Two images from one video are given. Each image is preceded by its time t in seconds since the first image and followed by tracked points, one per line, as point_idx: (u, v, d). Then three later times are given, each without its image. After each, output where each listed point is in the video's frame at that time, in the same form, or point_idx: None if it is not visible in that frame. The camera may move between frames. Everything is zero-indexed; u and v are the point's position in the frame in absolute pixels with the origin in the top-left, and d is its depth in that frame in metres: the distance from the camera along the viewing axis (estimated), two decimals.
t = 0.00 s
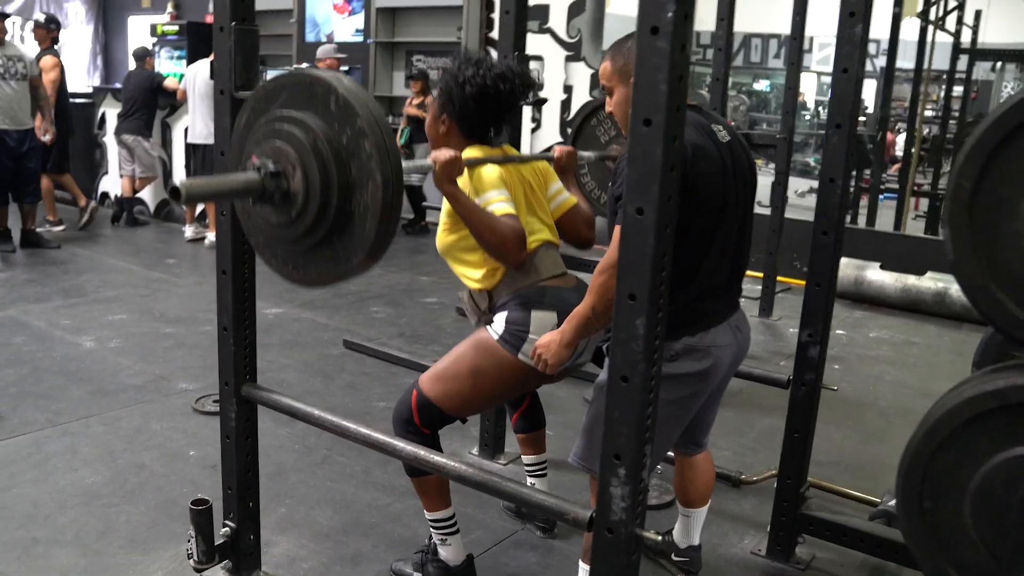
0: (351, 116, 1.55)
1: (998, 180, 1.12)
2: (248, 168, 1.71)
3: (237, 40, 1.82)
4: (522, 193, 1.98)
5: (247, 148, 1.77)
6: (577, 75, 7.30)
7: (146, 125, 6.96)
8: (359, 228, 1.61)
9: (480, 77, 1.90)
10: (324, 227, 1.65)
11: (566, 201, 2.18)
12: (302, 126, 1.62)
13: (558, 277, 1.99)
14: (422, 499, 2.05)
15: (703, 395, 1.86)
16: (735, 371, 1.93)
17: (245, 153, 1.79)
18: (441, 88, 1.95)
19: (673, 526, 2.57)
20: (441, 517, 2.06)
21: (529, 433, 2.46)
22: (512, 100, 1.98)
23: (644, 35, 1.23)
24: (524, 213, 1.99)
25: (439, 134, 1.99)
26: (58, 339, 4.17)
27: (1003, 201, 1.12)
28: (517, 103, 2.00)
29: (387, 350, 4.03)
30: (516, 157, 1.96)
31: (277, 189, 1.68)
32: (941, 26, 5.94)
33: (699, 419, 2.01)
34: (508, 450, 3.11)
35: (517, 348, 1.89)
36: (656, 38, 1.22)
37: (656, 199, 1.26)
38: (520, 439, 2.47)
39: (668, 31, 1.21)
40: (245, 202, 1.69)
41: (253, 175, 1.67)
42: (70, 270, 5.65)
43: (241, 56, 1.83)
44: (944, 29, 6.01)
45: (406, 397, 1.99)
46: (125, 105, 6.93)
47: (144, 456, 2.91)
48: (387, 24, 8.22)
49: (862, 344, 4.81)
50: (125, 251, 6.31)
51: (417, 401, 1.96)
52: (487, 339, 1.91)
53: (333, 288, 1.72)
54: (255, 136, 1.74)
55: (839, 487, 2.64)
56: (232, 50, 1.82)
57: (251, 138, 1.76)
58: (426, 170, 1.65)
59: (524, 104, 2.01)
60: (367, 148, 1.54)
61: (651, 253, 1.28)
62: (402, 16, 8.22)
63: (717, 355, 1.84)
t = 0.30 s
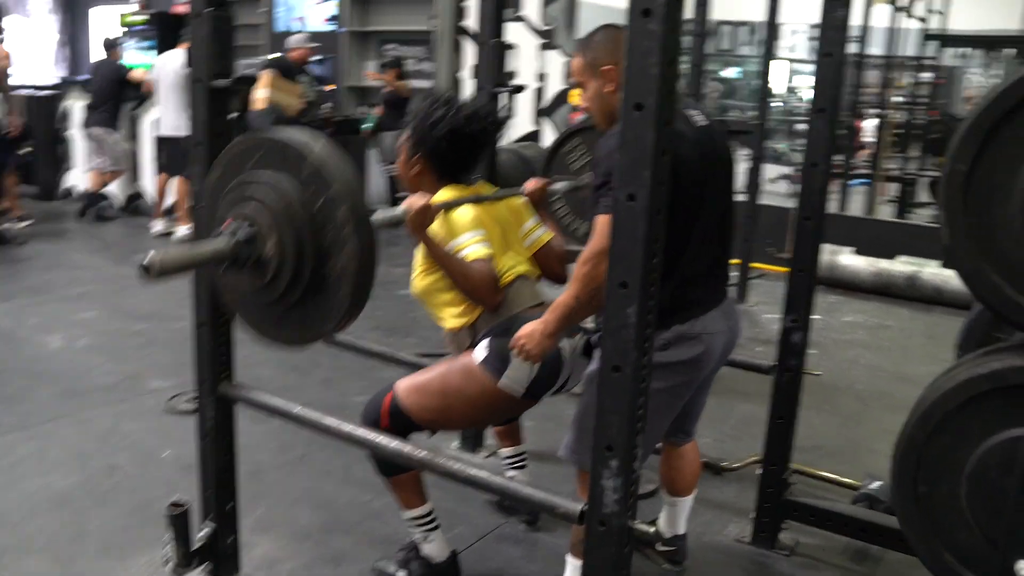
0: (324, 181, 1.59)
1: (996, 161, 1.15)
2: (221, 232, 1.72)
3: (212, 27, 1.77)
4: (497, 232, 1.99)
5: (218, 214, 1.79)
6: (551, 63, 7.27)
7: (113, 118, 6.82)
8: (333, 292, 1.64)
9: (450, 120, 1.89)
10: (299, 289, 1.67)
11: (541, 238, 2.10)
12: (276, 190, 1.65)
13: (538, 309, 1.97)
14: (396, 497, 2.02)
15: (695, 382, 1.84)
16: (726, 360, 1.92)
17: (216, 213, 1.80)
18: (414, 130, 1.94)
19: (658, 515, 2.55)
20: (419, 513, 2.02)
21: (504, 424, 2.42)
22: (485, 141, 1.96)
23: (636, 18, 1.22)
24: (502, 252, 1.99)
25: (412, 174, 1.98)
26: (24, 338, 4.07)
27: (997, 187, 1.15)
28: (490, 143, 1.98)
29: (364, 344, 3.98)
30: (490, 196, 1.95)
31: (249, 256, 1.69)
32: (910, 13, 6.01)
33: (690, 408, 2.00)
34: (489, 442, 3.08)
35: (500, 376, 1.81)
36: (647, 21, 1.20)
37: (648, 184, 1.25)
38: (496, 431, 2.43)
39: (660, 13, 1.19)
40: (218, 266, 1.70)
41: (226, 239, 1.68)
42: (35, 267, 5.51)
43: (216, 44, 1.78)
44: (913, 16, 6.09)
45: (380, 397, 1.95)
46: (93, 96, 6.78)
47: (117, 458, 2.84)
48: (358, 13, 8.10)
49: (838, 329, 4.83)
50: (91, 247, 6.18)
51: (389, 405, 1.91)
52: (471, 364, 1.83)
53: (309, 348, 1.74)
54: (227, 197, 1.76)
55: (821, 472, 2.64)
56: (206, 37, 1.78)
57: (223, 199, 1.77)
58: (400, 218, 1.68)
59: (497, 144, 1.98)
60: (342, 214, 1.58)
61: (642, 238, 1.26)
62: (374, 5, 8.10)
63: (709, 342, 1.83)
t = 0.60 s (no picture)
0: (312, 271, 1.51)
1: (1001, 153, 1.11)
2: (208, 321, 1.65)
3: (185, 48, 1.72)
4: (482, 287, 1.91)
5: (206, 294, 1.71)
6: (515, 72, 7.23)
7: (75, 143, 6.69)
8: (324, 380, 1.57)
9: (426, 181, 1.86)
10: (289, 377, 1.60)
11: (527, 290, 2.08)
12: (262, 277, 1.57)
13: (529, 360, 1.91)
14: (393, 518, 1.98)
15: (697, 390, 1.83)
16: (727, 363, 1.90)
17: (203, 296, 1.73)
18: (389, 190, 1.90)
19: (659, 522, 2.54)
20: (417, 534, 1.98)
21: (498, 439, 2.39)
22: (462, 198, 1.94)
23: (629, 23, 1.19)
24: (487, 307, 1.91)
25: (391, 235, 1.94)
26: None
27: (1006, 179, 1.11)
28: (466, 199, 1.96)
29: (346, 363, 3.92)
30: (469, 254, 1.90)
31: (240, 344, 1.62)
32: (868, 11, 6.10)
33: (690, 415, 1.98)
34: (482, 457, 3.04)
35: (500, 425, 1.79)
36: (643, 26, 1.17)
37: (650, 191, 1.22)
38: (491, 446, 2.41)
39: (655, 18, 1.16)
40: (206, 355, 1.64)
41: (214, 331, 1.61)
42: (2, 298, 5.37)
43: (192, 64, 1.74)
44: (871, 14, 6.18)
45: (377, 419, 1.90)
46: (52, 122, 6.63)
47: (102, 492, 2.76)
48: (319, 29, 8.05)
49: (816, 326, 4.87)
50: (59, 275, 6.05)
51: (385, 431, 1.87)
52: (474, 411, 1.81)
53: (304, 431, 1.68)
54: (214, 282, 1.68)
55: (817, 471, 2.65)
56: (182, 57, 1.73)
57: (209, 284, 1.70)
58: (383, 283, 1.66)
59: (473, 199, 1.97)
60: (332, 304, 1.50)
61: (647, 247, 1.24)
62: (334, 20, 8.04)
63: (709, 347, 1.81)
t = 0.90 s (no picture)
0: (344, 318, 1.50)
1: None
2: (234, 363, 1.62)
3: (213, 50, 1.70)
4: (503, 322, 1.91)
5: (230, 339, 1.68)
6: (528, 78, 7.21)
7: (89, 146, 6.70)
8: (351, 427, 1.55)
9: (452, 219, 1.86)
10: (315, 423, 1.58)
11: (547, 322, 2.09)
12: (291, 321, 1.56)
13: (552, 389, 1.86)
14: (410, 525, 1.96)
15: (723, 399, 1.81)
16: (754, 371, 1.87)
17: (228, 336, 1.71)
18: (413, 226, 1.89)
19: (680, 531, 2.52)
20: (440, 543, 1.95)
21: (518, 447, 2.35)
22: (487, 234, 1.93)
23: (672, 26, 1.18)
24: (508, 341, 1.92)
25: (415, 269, 1.95)
26: (10, 373, 3.95)
27: None
28: (491, 235, 1.95)
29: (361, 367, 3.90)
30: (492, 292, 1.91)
31: (267, 389, 1.59)
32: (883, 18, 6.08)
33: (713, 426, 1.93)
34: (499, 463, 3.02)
35: (525, 457, 1.78)
36: (686, 29, 1.16)
37: (692, 197, 1.20)
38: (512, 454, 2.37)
39: (699, 22, 1.15)
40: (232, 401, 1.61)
41: (242, 373, 1.57)
42: (16, 299, 5.38)
43: (219, 65, 1.72)
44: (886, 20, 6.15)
45: (402, 429, 1.89)
46: (66, 125, 6.64)
47: (119, 494, 2.75)
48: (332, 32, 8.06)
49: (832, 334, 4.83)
50: (72, 277, 6.05)
51: (410, 442, 1.86)
52: (500, 441, 1.80)
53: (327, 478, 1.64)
54: (240, 322, 1.66)
55: (839, 481, 2.63)
56: (209, 58, 1.71)
57: (235, 324, 1.67)
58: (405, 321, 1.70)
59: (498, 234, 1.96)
60: (362, 353, 1.49)
61: (688, 254, 1.22)
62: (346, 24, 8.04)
63: (737, 354, 1.78)
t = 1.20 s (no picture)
0: (346, 294, 1.48)
1: None
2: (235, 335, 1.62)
3: (220, 42, 1.70)
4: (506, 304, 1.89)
5: (231, 308, 1.67)
6: (530, 76, 7.21)
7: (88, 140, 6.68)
8: (350, 404, 1.54)
9: (447, 203, 1.84)
10: (314, 398, 1.57)
11: (552, 305, 2.06)
12: (292, 295, 1.54)
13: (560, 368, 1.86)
14: (417, 516, 1.96)
15: (728, 393, 1.81)
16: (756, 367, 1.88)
17: (228, 308, 1.69)
18: (409, 215, 1.88)
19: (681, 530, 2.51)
20: (444, 537, 1.95)
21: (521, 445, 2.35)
22: (483, 218, 1.91)
23: (687, 23, 1.18)
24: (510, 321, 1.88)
25: (413, 259, 1.92)
26: (9, 368, 3.94)
27: None
28: (487, 220, 1.93)
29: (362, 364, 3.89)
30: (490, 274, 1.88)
31: (268, 360, 1.59)
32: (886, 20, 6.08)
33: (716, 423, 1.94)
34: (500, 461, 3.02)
35: (535, 436, 1.78)
36: (700, 25, 1.17)
37: (704, 194, 1.20)
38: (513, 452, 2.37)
39: (713, 18, 1.16)
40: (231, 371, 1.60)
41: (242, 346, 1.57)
42: (14, 294, 5.36)
43: (226, 58, 1.71)
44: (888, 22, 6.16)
45: (407, 420, 1.89)
46: (65, 120, 6.62)
47: (118, 490, 2.74)
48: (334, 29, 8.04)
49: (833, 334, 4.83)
50: (71, 272, 6.03)
51: (416, 433, 1.85)
52: (508, 422, 1.80)
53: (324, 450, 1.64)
54: (241, 295, 1.64)
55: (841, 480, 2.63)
56: (216, 51, 1.71)
57: (236, 297, 1.66)
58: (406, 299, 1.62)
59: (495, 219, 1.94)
60: (363, 328, 1.47)
61: (700, 252, 1.22)
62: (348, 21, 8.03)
63: (740, 349, 1.79)
